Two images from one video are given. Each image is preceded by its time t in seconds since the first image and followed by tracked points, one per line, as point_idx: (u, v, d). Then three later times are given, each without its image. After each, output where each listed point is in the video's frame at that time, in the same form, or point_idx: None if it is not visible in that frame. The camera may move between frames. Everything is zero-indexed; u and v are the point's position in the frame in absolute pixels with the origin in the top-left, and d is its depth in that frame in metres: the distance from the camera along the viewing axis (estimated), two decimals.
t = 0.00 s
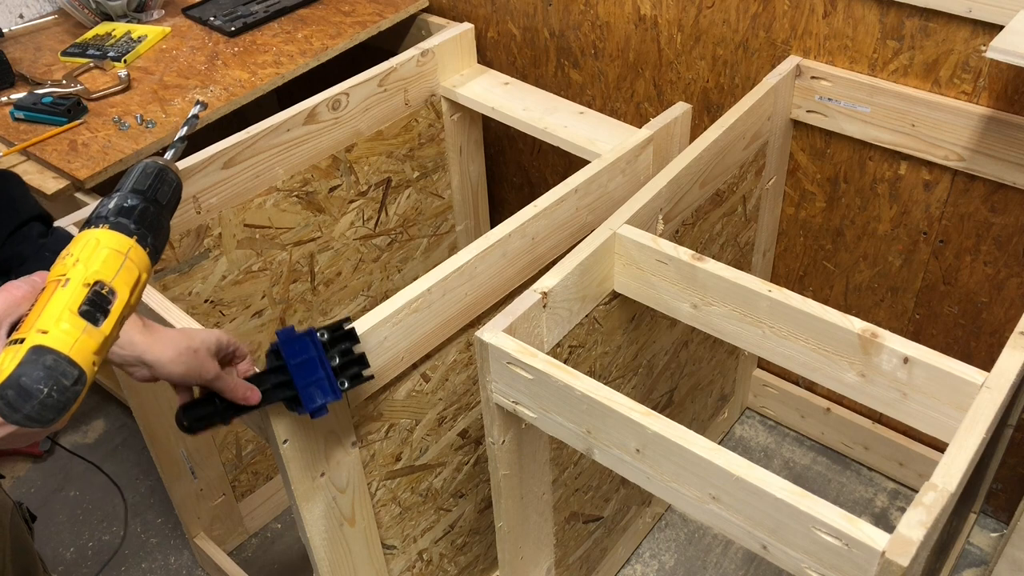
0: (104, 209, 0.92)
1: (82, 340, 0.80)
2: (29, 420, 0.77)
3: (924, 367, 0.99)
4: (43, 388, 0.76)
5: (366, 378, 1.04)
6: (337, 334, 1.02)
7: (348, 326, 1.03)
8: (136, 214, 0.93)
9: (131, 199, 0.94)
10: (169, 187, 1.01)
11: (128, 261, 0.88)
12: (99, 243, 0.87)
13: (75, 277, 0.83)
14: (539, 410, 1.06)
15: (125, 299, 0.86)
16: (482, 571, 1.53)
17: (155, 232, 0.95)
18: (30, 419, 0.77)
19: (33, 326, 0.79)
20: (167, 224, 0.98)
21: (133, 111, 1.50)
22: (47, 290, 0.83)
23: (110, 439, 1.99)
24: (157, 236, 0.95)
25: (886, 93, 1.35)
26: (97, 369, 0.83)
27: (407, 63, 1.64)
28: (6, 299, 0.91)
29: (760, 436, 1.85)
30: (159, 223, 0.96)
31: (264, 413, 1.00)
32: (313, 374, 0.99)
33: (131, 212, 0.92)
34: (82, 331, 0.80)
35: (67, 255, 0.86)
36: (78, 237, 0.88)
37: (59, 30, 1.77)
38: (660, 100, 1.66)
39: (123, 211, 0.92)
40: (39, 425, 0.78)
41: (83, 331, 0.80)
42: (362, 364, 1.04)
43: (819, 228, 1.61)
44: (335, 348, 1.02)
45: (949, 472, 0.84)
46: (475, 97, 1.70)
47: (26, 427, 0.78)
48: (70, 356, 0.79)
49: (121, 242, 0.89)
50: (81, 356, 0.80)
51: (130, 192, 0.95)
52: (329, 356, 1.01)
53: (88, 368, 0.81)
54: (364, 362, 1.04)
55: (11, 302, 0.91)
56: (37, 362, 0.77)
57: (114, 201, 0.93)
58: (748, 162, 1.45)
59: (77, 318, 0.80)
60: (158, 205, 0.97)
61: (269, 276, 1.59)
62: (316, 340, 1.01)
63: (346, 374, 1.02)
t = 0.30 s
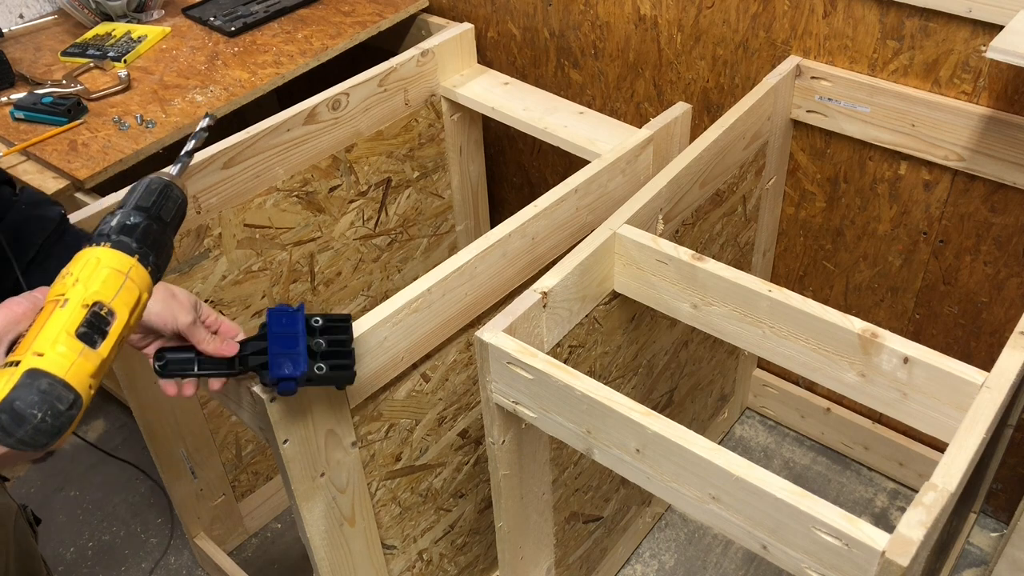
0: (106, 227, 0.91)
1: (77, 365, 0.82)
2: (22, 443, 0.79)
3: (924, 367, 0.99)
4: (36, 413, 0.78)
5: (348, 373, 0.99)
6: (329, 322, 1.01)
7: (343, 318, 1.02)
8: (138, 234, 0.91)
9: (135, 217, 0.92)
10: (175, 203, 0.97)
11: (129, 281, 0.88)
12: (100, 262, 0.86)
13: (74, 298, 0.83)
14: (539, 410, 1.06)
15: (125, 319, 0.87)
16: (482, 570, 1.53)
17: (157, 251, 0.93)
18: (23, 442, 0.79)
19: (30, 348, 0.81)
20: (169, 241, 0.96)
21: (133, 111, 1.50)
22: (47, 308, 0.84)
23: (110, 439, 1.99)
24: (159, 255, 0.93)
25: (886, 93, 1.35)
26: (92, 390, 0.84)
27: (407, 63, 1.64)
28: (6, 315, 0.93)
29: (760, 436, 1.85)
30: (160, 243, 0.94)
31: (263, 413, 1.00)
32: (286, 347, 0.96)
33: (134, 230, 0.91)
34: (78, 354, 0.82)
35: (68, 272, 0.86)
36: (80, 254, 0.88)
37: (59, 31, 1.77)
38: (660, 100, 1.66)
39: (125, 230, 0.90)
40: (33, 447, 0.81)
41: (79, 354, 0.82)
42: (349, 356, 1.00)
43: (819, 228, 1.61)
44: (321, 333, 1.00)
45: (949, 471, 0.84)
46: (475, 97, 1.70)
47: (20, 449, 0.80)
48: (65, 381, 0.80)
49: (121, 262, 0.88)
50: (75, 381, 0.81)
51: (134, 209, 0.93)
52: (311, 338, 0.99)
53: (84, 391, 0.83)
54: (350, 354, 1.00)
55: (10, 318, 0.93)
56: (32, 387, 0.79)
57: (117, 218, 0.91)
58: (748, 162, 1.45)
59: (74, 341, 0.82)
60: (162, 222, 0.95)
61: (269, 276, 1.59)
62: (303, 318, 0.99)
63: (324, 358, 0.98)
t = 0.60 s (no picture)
0: (111, 227, 0.92)
1: (84, 363, 0.82)
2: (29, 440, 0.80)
3: (924, 367, 0.99)
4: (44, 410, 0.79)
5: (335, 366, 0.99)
6: (324, 313, 1.03)
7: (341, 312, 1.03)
8: (144, 233, 0.92)
9: (140, 217, 0.93)
10: (180, 205, 0.99)
11: (134, 280, 0.88)
12: (106, 261, 0.87)
13: (81, 296, 0.84)
14: (539, 410, 1.06)
15: (131, 318, 0.88)
16: (482, 570, 1.53)
17: (162, 250, 0.94)
18: (30, 439, 0.80)
19: (38, 345, 0.82)
20: (174, 242, 0.98)
21: (133, 111, 1.50)
22: (54, 306, 0.85)
23: (110, 439, 1.99)
24: (165, 255, 0.95)
25: (886, 93, 1.35)
26: (99, 387, 0.85)
27: (407, 63, 1.64)
28: (8, 316, 0.91)
29: (760, 436, 1.85)
30: (165, 243, 0.95)
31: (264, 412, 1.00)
32: (273, 332, 0.98)
33: (139, 231, 0.92)
34: (86, 352, 0.83)
35: (75, 271, 0.87)
36: (86, 254, 0.88)
37: (59, 31, 1.77)
38: (660, 100, 1.66)
39: (131, 230, 0.92)
40: (40, 444, 0.81)
41: (86, 352, 0.83)
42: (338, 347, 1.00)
43: (819, 228, 1.61)
44: (314, 323, 1.01)
45: (949, 472, 0.84)
46: (475, 97, 1.70)
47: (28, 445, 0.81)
48: (73, 378, 0.81)
49: (127, 261, 0.89)
50: (82, 379, 0.82)
51: (139, 210, 0.94)
52: (303, 324, 1.01)
53: (91, 388, 0.84)
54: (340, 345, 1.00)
55: (13, 320, 0.91)
56: (39, 384, 0.79)
57: (122, 218, 0.93)
58: (748, 162, 1.45)
59: (81, 338, 0.83)
60: (167, 223, 0.96)
61: (269, 276, 1.59)
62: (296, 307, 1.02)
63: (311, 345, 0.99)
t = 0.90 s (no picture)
0: (115, 231, 0.92)
1: (89, 365, 0.83)
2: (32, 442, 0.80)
3: (925, 367, 0.99)
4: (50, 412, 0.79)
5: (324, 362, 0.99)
6: (333, 310, 1.03)
7: (349, 310, 1.03)
8: (147, 238, 0.92)
9: (143, 221, 0.93)
10: (183, 209, 0.99)
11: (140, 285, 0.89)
12: (110, 264, 0.88)
13: (86, 299, 0.84)
14: (539, 410, 1.06)
15: (133, 321, 0.88)
16: (482, 571, 1.53)
17: (164, 254, 0.94)
18: (33, 440, 0.80)
19: (42, 347, 0.82)
20: (177, 246, 0.97)
21: (133, 111, 1.50)
22: (57, 308, 0.85)
23: (110, 439, 1.99)
24: (168, 258, 0.94)
25: (886, 93, 1.35)
26: (101, 391, 0.86)
27: (407, 63, 1.64)
28: (10, 317, 0.91)
29: (760, 436, 1.85)
30: (168, 247, 0.95)
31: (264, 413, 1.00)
32: (278, 323, 1.02)
33: (142, 234, 0.92)
34: (90, 355, 0.83)
35: (78, 274, 0.87)
36: (90, 256, 0.89)
37: (59, 31, 1.77)
38: (660, 100, 1.66)
39: (135, 234, 0.92)
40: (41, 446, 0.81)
41: (91, 355, 0.83)
42: (335, 342, 0.99)
43: (819, 228, 1.61)
44: (322, 319, 1.03)
45: (949, 472, 0.84)
46: (475, 97, 1.70)
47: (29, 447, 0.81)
48: (77, 380, 0.81)
49: (133, 266, 0.89)
50: (87, 381, 0.82)
51: (143, 213, 0.94)
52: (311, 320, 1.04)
53: (94, 391, 0.84)
54: (337, 341, 1.00)
55: (15, 321, 0.91)
56: (45, 386, 0.79)
57: (126, 222, 0.93)
58: (748, 162, 1.45)
59: (85, 342, 0.83)
60: (171, 227, 0.96)
61: (269, 276, 1.59)
62: (309, 303, 1.04)
63: (310, 339, 1.01)
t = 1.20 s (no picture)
0: (115, 231, 0.93)
1: (89, 357, 0.83)
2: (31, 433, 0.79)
3: (925, 367, 0.99)
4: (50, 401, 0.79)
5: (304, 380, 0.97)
6: (336, 332, 1.01)
7: (349, 336, 1.01)
8: (147, 238, 0.93)
9: (143, 222, 0.94)
10: (181, 212, 1.00)
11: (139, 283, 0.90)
12: (110, 262, 0.88)
13: (86, 295, 0.85)
14: (539, 410, 1.06)
15: (132, 318, 0.89)
16: (482, 571, 1.53)
17: (164, 254, 0.95)
18: (34, 431, 0.79)
19: (43, 340, 0.82)
20: (175, 247, 0.98)
21: (133, 111, 1.50)
22: (57, 304, 0.86)
23: (110, 440, 1.99)
24: (166, 259, 0.95)
25: (886, 93, 1.35)
26: (100, 386, 0.85)
27: (407, 63, 1.64)
28: (9, 317, 0.91)
29: (760, 436, 1.85)
30: (167, 247, 0.96)
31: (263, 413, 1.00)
32: (277, 328, 1.00)
33: (142, 235, 0.93)
34: (90, 348, 0.83)
35: (78, 271, 0.87)
36: (89, 256, 0.89)
37: (58, 31, 1.76)
38: (660, 100, 1.66)
39: (135, 234, 0.93)
40: (39, 438, 0.81)
41: (91, 347, 0.83)
42: (320, 360, 0.97)
43: (819, 228, 1.61)
44: (320, 339, 1.01)
45: (949, 472, 0.84)
46: (475, 97, 1.70)
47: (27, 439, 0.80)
48: (77, 372, 0.81)
49: (133, 262, 0.90)
50: (86, 373, 0.82)
51: (142, 215, 0.95)
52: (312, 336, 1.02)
53: (94, 384, 0.84)
54: (324, 360, 0.98)
55: (14, 321, 0.91)
56: (45, 375, 0.79)
57: (125, 223, 0.93)
58: (748, 162, 1.45)
59: (85, 335, 0.83)
60: (169, 229, 0.97)
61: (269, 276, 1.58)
62: (315, 318, 1.02)
63: (303, 355, 0.99)
